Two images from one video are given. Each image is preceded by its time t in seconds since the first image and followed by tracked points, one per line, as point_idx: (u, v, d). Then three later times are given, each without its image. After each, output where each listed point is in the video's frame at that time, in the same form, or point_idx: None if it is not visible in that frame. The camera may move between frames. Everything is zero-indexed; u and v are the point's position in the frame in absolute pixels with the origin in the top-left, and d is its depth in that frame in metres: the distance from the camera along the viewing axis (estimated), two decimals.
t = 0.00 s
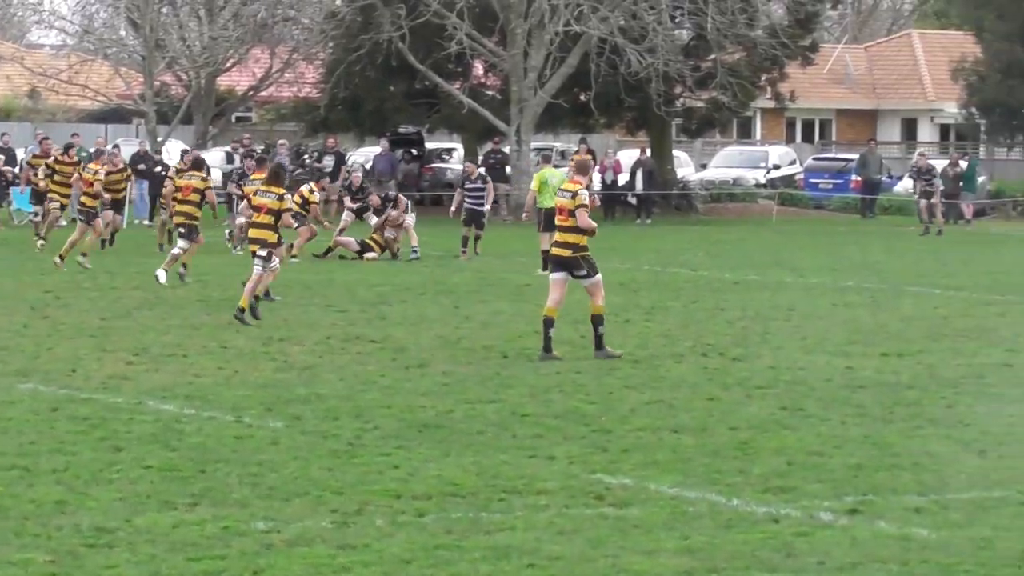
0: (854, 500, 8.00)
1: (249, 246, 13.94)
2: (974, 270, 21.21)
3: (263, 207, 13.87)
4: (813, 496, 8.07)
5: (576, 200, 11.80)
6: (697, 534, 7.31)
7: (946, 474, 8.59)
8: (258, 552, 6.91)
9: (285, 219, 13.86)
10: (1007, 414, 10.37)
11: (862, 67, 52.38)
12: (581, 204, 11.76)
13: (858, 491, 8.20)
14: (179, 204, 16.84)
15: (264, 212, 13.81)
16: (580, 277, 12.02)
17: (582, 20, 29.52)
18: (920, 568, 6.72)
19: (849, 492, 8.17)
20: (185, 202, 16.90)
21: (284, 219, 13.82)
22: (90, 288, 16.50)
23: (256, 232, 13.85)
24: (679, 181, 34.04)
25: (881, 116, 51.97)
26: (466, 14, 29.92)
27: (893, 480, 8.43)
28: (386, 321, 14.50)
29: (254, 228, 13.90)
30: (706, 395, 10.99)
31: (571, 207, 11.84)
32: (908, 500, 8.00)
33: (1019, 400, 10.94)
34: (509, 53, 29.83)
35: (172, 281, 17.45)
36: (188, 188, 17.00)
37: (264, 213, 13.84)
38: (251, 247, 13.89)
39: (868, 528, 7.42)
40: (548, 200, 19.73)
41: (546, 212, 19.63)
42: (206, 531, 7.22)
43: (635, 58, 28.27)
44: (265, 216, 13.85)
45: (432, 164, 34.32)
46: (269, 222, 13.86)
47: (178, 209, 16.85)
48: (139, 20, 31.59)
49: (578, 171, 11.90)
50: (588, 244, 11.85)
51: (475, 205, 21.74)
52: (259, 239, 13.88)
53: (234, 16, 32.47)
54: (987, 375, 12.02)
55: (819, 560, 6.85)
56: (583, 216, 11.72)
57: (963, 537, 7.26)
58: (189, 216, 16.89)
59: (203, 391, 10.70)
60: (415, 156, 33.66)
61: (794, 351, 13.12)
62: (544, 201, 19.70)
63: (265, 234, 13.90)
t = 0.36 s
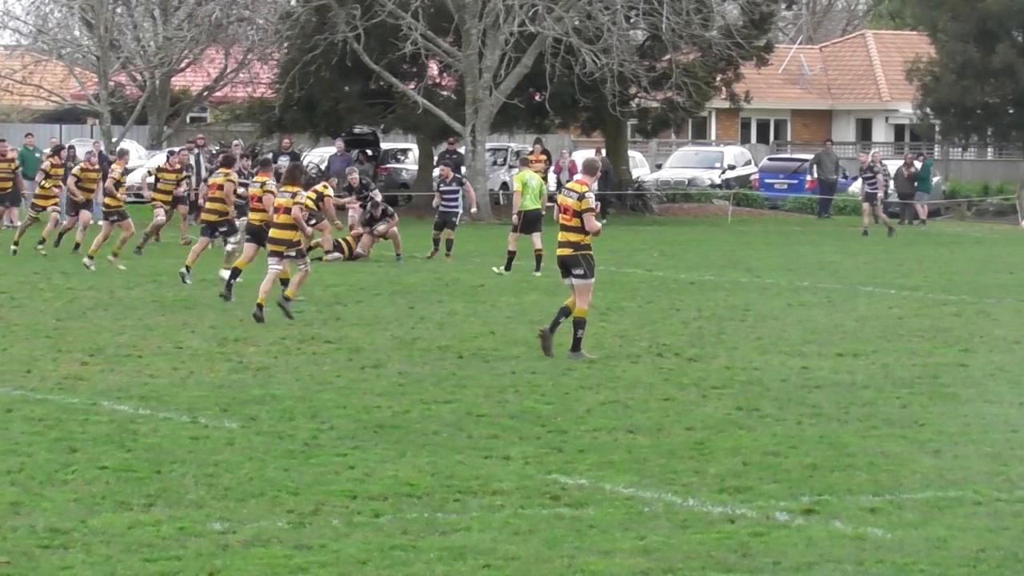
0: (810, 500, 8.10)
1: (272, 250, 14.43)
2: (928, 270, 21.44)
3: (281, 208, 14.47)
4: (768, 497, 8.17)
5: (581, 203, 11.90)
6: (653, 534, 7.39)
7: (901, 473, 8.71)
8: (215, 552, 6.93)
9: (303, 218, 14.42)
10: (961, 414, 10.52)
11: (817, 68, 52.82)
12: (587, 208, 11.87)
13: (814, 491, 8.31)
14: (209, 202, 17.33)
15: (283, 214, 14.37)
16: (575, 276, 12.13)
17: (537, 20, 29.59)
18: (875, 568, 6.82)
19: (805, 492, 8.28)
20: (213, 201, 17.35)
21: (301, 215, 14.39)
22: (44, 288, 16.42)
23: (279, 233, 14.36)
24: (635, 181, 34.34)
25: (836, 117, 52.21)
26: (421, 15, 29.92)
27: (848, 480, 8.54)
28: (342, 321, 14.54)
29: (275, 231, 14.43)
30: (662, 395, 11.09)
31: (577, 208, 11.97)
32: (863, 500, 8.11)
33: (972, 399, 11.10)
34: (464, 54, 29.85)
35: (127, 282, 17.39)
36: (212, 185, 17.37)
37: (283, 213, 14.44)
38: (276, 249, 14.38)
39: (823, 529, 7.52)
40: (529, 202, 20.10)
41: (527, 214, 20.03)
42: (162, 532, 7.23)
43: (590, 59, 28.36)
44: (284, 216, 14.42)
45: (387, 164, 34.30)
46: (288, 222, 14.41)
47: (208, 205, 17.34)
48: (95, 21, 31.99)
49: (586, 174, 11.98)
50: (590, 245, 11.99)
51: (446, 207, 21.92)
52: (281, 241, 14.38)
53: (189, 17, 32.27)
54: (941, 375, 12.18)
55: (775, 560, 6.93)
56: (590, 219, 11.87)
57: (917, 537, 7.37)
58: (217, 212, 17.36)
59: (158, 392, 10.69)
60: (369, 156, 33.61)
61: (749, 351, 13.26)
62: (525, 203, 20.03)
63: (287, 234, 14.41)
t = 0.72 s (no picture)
0: (776, 500, 8.19)
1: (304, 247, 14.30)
2: (894, 270, 21.62)
3: (315, 207, 14.29)
4: (735, 497, 8.25)
5: (600, 205, 12.12)
6: (620, 534, 7.46)
7: (868, 474, 8.82)
8: (181, 552, 6.95)
9: (336, 217, 14.23)
10: (926, 414, 10.64)
11: (783, 68, 53.13)
12: (605, 210, 12.09)
13: (780, 491, 8.40)
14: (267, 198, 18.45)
15: (317, 212, 14.21)
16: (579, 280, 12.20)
17: (502, 20, 29.62)
18: (841, 568, 6.90)
19: (771, 492, 8.37)
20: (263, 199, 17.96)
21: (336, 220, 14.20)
22: (9, 288, 16.35)
23: (310, 231, 14.20)
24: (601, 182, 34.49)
25: (803, 117, 52.45)
26: (387, 15, 29.89)
27: (815, 480, 8.64)
28: (311, 321, 14.55)
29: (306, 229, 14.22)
30: (629, 395, 11.17)
31: (594, 212, 12.15)
32: (828, 500, 8.21)
33: (938, 399, 11.22)
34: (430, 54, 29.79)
35: (92, 282, 17.32)
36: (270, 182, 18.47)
37: (317, 213, 14.22)
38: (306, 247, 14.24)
39: (790, 529, 7.61)
40: (512, 202, 19.84)
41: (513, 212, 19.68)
42: (128, 533, 7.25)
43: (556, 59, 28.43)
44: (318, 217, 14.23)
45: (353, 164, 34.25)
46: (321, 223, 14.23)
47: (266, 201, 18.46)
48: (59, 21, 32.02)
49: (601, 179, 12.24)
50: (600, 250, 12.12)
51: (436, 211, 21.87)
52: (313, 239, 14.23)
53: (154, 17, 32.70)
54: (907, 375, 12.31)
55: (742, 560, 7.01)
56: (609, 222, 12.09)
57: (883, 537, 7.46)
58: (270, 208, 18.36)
59: (123, 392, 10.69)
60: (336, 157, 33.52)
61: (715, 351, 13.36)
62: (508, 202, 19.77)
63: (319, 233, 14.25)
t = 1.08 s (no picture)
0: (748, 499, 8.27)
1: (338, 251, 14.74)
2: (866, 270, 21.72)
3: (346, 210, 14.72)
4: (706, 496, 8.32)
5: (607, 200, 12.10)
6: (592, 533, 7.52)
7: (840, 473, 8.90)
8: (153, 552, 6.97)
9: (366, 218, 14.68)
10: (899, 414, 10.74)
11: (755, 68, 53.40)
12: (612, 205, 12.06)
13: (752, 490, 8.47)
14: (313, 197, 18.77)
15: (347, 214, 14.65)
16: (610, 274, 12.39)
17: (474, 20, 29.65)
18: (814, 567, 6.96)
19: (743, 492, 8.44)
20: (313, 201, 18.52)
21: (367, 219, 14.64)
22: None
23: (343, 235, 14.65)
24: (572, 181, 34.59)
25: (774, 117, 52.68)
26: (359, 14, 29.89)
27: (787, 480, 8.72)
28: (283, 321, 14.56)
29: (339, 232, 14.68)
30: (601, 395, 11.23)
31: (603, 206, 12.15)
32: (801, 499, 8.29)
33: (910, 399, 11.32)
34: (402, 54, 29.75)
35: (64, 281, 17.27)
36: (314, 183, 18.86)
37: (347, 215, 14.67)
38: (341, 250, 14.68)
39: (762, 528, 7.68)
40: (502, 200, 19.83)
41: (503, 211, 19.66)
42: (100, 532, 7.26)
43: (528, 58, 28.48)
44: (351, 218, 14.68)
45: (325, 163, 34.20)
46: (354, 225, 14.69)
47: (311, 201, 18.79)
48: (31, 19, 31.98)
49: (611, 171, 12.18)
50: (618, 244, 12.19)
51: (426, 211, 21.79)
52: (347, 242, 14.68)
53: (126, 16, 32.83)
54: (878, 375, 12.42)
55: (714, 560, 7.07)
56: (615, 217, 12.06)
57: (855, 536, 7.54)
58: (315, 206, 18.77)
59: (95, 391, 10.68)
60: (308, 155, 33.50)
61: (687, 351, 13.43)
62: (498, 202, 19.79)
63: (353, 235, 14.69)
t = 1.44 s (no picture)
0: (737, 499, 8.30)
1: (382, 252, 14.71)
2: (854, 270, 21.77)
3: (385, 210, 14.66)
4: (694, 496, 8.35)
5: (644, 205, 12.24)
6: (580, 533, 7.54)
7: (828, 473, 8.94)
8: (141, 552, 6.98)
9: (407, 218, 14.63)
10: (887, 413, 10.77)
11: (742, 68, 53.50)
12: (648, 209, 12.21)
13: (740, 490, 8.50)
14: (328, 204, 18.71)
15: (385, 215, 14.59)
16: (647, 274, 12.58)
17: (461, 19, 29.65)
18: (802, 567, 6.99)
19: (732, 491, 8.47)
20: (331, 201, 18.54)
21: (406, 219, 14.59)
22: None
23: (386, 235, 14.62)
24: (560, 181, 34.62)
25: (762, 117, 52.77)
26: (346, 14, 29.88)
27: (775, 480, 8.75)
28: (270, 321, 14.54)
29: (381, 233, 14.63)
30: (590, 395, 11.25)
31: (640, 210, 12.31)
32: (790, 499, 8.32)
33: (898, 399, 11.37)
34: (389, 53, 29.68)
35: (52, 281, 17.25)
36: (331, 189, 18.80)
37: (386, 215, 14.61)
38: (384, 252, 14.68)
39: (751, 528, 7.71)
40: (508, 203, 19.70)
41: (506, 215, 19.59)
42: (89, 532, 7.25)
43: (516, 58, 28.51)
44: (389, 219, 14.63)
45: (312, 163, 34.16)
46: (394, 224, 14.63)
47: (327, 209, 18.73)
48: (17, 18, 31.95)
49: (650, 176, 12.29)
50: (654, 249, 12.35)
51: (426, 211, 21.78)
52: (390, 242, 14.66)
53: (113, 16, 32.60)
54: (866, 374, 12.46)
55: (703, 560, 7.09)
56: (650, 221, 12.21)
57: (843, 536, 7.57)
58: (337, 211, 18.74)
59: (83, 391, 10.67)
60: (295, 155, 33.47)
61: (674, 351, 13.45)
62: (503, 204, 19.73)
63: (393, 235, 14.66)
